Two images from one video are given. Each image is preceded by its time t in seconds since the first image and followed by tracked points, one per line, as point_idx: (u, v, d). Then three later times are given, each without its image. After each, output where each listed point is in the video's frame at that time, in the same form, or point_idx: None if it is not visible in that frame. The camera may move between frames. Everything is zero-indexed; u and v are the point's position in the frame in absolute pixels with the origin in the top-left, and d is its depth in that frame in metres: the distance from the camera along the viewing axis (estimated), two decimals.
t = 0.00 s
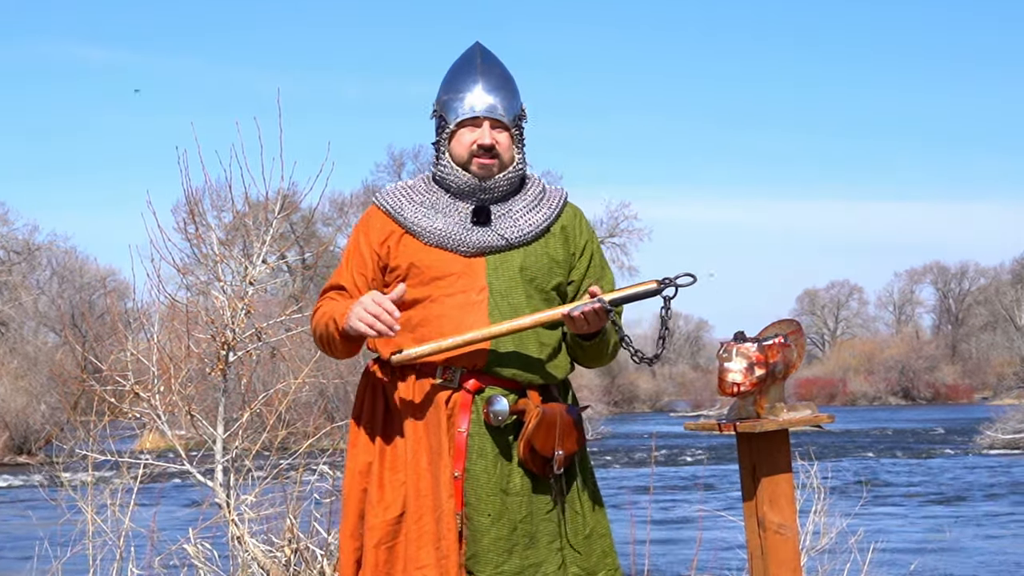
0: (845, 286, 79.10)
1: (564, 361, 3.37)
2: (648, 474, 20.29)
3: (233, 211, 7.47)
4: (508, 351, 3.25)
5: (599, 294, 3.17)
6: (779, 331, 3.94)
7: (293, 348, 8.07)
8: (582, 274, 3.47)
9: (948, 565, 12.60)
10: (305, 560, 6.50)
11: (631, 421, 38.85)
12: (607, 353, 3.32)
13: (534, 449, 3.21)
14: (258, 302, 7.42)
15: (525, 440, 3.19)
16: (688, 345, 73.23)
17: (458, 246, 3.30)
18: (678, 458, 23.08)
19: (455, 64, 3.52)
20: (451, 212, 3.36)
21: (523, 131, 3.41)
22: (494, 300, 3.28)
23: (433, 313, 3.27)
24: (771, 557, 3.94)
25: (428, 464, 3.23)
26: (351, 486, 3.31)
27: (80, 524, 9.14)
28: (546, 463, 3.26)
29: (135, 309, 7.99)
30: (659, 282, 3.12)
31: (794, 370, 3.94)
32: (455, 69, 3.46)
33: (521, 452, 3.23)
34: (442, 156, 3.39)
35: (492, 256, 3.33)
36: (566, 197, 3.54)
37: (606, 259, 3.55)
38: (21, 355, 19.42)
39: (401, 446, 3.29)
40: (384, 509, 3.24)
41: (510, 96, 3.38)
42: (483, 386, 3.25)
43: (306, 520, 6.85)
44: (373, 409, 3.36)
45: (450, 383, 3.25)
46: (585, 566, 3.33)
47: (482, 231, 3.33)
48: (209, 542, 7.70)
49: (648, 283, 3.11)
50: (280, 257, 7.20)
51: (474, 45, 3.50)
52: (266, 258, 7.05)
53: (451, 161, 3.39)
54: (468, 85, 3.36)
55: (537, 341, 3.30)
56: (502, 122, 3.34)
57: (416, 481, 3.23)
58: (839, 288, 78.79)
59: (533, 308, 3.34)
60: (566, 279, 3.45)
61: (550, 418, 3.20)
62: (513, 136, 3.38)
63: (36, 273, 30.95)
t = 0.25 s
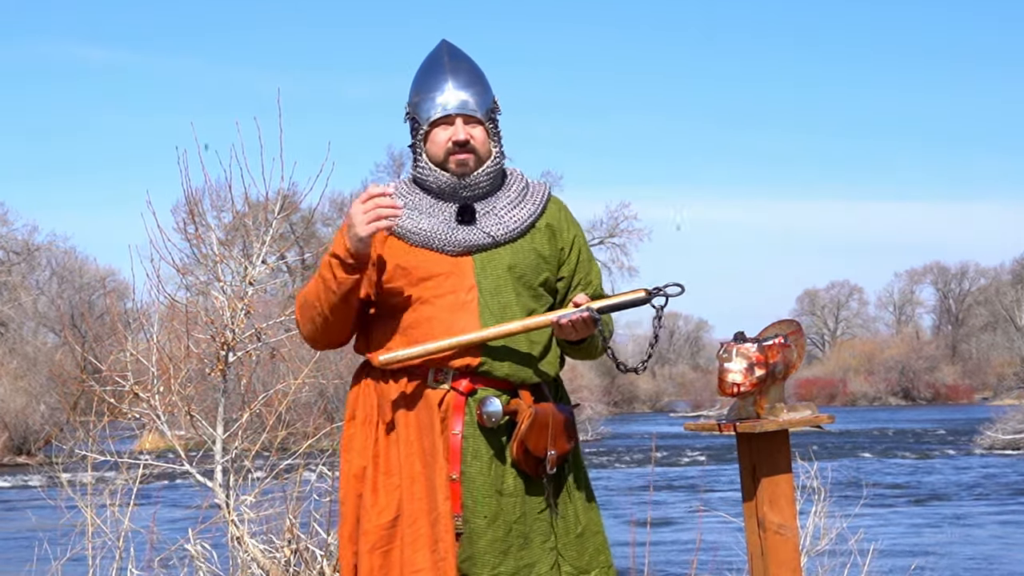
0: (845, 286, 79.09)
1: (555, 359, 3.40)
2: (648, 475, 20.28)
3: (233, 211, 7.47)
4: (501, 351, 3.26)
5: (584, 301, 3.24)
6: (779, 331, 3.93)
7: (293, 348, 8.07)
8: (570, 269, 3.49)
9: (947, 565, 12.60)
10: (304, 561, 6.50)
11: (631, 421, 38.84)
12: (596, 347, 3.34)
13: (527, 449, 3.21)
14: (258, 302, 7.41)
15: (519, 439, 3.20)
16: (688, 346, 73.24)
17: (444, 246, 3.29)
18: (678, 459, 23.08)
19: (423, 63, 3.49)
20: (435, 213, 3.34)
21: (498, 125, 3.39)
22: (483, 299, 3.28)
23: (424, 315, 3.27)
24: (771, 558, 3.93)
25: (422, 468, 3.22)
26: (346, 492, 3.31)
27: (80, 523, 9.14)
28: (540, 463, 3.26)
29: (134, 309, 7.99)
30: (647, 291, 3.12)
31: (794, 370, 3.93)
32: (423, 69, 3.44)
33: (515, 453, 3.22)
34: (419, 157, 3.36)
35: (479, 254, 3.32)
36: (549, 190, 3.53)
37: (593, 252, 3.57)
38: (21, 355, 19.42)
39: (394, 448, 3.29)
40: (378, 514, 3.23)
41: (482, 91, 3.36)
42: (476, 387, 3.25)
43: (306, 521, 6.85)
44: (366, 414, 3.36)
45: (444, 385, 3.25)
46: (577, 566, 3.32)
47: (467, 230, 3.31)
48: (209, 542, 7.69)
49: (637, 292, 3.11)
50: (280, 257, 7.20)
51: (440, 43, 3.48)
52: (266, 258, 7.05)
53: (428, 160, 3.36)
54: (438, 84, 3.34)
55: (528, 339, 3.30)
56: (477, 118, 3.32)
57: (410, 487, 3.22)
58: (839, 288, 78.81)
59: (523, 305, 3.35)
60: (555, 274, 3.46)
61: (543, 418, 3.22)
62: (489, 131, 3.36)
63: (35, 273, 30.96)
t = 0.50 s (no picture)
0: (845, 286, 79.11)
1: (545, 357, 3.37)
2: (648, 475, 20.25)
3: (232, 211, 7.45)
4: (496, 351, 3.23)
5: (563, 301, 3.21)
6: (780, 331, 3.91)
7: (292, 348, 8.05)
8: (557, 267, 3.47)
9: (948, 565, 12.60)
10: (304, 561, 6.49)
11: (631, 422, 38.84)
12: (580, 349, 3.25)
13: (524, 450, 3.20)
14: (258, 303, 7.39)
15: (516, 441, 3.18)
16: (688, 346, 73.23)
17: (437, 246, 3.26)
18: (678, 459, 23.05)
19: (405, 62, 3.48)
20: (426, 214, 3.31)
21: (486, 123, 3.38)
22: (477, 299, 3.26)
23: (417, 316, 3.23)
24: (771, 559, 3.91)
25: (414, 471, 3.17)
26: (339, 494, 3.28)
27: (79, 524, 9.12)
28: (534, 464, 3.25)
29: (134, 309, 7.97)
30: (624, 282, 3.15)
31: (795, 370, 3.91)
32: (405, 69, 3.42)
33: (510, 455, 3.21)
34: (407, 157, 3.34)
35: (471, 254, 3.30)
36: (534, 187, 3.53)
37: (578, 249, 3.56)
38: (21, 355, 19.42)
39: (387, 451, 3.25)
40: (369, 517, 3.20)
41: (468, 88, 3.35)
42: (472, 389, 3.22)
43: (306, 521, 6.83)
44: (359, 416, 3.33)
45: (440, 387, 3.20)
46: (564, 566, 3.34)
47: (459, 230, 3.29)
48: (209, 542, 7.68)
49: (613, 284, 3.14)
50: (280, 257, 7.18)
51: (422, 41, 3.46)
52: (265, 259, 7.04)
53: (416, 160, 3.34)
54: (424, 83, 3.32)
55: (521, 338, 3.28)
56: (465, 116, 3.31)
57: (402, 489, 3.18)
58: (839, 288, 78.81)
59: (516, 303, 3.33)
60: (545, 271, 3.44)
61: (540, 419, 3.17)
62: (477, 129, 3.35)
63: (35, 274, 30.95)
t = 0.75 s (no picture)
0: (845, 286, 79.11)
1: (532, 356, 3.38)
2: (648, 476, 20.25)
3: (232, 211, 7.45)
4: (486, 353, 3.24)
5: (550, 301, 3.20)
6: (779, 331, 3.91)
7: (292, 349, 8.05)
8: (543, 264, 3.48)
9: (947, 565, 12.62)
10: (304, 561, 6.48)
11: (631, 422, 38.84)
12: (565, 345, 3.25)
13: (514, 451, 3.22)
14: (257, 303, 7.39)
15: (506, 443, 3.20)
16: (688, 346, 73.24)
17: (422, 248, 3.27)
18: (677, 460, 23.05)
19: (384, 63, 3.48)
20: (409, 216, 3.32)
21: (466, 122, 3.39)
22: (465, 301, 3.27)
23: (405, 320, 3.23)
24: (771, 559, 3.91)
25: (406, 474, 3.17)
26: (329, 496, 3.26)
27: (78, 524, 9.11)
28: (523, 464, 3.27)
29: (133, 309, 7.97)
30: (612, 281, 3.16)
31: (794, 370, 3.91)
32: (383, 71, 3.43)
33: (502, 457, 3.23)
34: (388, 158, 3.34)
35: (456, 254, 3.30)
36: (517, 183, 3.53)
37: (563, 246, 3.57)
38: (20, 355, 19.41)
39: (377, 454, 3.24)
40: (361, 519, 3.20)
41: (448, 88, 3.35)
42: (463, 391, 3.23)
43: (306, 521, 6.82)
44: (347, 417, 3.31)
45: (430, 391, 3.21)
46: (548, 566, 3.36)
47: (443, 231, 3.29)
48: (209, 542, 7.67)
49: (601, 283, 3.15)
50: (279, 257, 7.18)
51: (400, 41, 3.47)
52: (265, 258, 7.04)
53: (398, 162, 3.35)
54: (403, 83, 3.33)
55: (509, 338, 3.29)
56: (445, 116, 3.31)
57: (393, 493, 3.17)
58: (839, 288, 78.82)
59: (504, 304, 3.34)
60: (531, 269, 3.45)
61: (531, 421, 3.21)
62: (457, 129, 3.36)
63: (34, 274, 30.94)
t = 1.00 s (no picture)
0: (846, 287, 79.04)
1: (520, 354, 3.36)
2: (648, 476, 20.22)
3: (232, 211, 7.43)
4: (479, 353, 3.22)
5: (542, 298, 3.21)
6: (780, 332, 3.89)
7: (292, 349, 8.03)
8: (530, 261, 3.46)
9: (948, 566, 12.60)
10: (304, 562, 6.46)
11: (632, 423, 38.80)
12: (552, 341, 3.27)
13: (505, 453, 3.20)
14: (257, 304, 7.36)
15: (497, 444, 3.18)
16: (688, 346, 73.23)
17: (410, 247, 3.24)
18: (678, 460, 23.02)
19: (363, 62, 3.47)
20: (395, 214, 3.29)
21: (448, 118, 3.37)
22: (455, 300, 3.24)
23: (395, 319, 3.19)
24: (772, 560, 3.88)
25: (399, 475, 3.15)
26: (322, 496, 3.25)
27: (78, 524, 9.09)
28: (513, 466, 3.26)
29: (133, 310, 7.95)
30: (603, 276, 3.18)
31: (795, 370, 3.88)
32: (364, 69, 3.41)
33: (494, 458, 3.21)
34: (372, 156, 3.32)
35: (444, 252, 3.28)
36: (501, 181, 3.52)
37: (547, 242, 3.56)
38: (20, 356, 19.39)
39: (369, 455, 3.22)
40: (353, 520, 3.18)
41: (429, 84, 3.34)
42: (456, 392, 3.21)
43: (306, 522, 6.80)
44: (338, 417, 3.30)
45: (424, 391, 3.17)
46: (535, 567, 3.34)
47: (430, 229, 3.27)
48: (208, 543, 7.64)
49: (592, 278, 3.16)
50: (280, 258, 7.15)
51: (379, 39, 3.45)
52: (265, 259, 7.02)
53: (381, 160, 3.32)
54: (384, 80, 3.31)
55: (501, 336, 3.28)
56: (427, 112, 3.29)
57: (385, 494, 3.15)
58: (840, 289, 78.80)
59: (493, 302, 3.33)
60: (518, 267, 3.44)
61: (524, 421, 3.19)
62: (440, 125, 3.34)
63: (34, 274, 30.93)
